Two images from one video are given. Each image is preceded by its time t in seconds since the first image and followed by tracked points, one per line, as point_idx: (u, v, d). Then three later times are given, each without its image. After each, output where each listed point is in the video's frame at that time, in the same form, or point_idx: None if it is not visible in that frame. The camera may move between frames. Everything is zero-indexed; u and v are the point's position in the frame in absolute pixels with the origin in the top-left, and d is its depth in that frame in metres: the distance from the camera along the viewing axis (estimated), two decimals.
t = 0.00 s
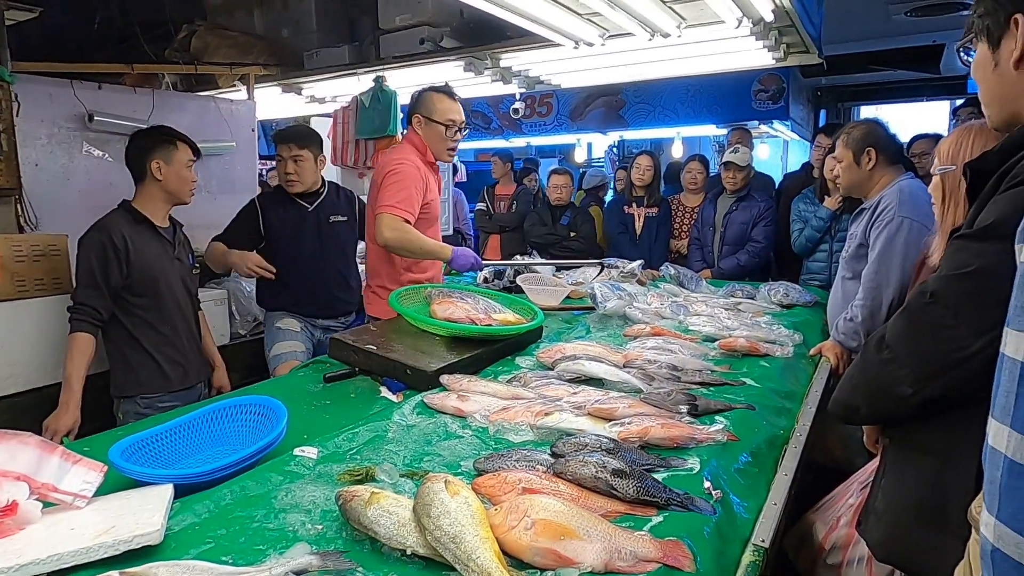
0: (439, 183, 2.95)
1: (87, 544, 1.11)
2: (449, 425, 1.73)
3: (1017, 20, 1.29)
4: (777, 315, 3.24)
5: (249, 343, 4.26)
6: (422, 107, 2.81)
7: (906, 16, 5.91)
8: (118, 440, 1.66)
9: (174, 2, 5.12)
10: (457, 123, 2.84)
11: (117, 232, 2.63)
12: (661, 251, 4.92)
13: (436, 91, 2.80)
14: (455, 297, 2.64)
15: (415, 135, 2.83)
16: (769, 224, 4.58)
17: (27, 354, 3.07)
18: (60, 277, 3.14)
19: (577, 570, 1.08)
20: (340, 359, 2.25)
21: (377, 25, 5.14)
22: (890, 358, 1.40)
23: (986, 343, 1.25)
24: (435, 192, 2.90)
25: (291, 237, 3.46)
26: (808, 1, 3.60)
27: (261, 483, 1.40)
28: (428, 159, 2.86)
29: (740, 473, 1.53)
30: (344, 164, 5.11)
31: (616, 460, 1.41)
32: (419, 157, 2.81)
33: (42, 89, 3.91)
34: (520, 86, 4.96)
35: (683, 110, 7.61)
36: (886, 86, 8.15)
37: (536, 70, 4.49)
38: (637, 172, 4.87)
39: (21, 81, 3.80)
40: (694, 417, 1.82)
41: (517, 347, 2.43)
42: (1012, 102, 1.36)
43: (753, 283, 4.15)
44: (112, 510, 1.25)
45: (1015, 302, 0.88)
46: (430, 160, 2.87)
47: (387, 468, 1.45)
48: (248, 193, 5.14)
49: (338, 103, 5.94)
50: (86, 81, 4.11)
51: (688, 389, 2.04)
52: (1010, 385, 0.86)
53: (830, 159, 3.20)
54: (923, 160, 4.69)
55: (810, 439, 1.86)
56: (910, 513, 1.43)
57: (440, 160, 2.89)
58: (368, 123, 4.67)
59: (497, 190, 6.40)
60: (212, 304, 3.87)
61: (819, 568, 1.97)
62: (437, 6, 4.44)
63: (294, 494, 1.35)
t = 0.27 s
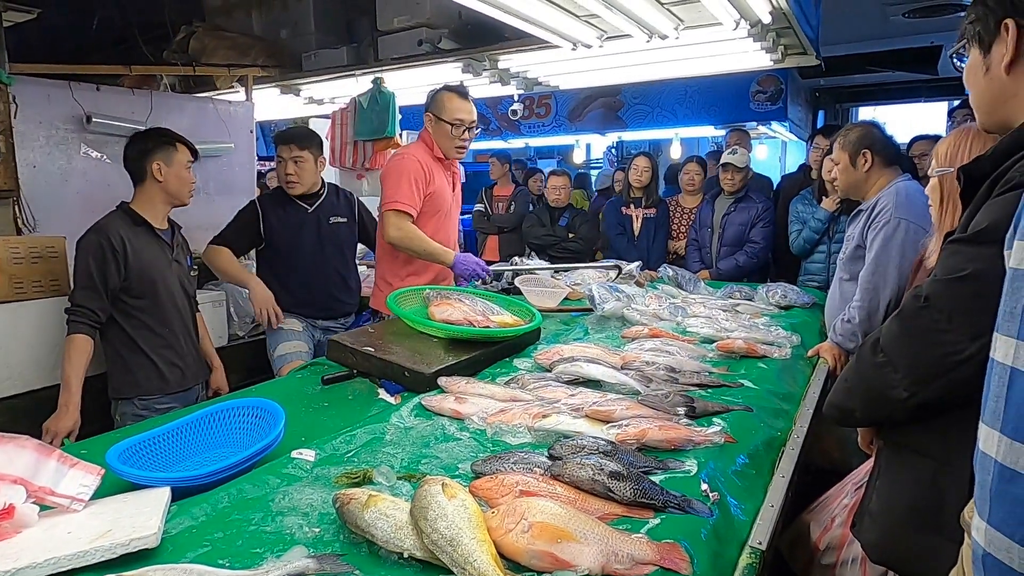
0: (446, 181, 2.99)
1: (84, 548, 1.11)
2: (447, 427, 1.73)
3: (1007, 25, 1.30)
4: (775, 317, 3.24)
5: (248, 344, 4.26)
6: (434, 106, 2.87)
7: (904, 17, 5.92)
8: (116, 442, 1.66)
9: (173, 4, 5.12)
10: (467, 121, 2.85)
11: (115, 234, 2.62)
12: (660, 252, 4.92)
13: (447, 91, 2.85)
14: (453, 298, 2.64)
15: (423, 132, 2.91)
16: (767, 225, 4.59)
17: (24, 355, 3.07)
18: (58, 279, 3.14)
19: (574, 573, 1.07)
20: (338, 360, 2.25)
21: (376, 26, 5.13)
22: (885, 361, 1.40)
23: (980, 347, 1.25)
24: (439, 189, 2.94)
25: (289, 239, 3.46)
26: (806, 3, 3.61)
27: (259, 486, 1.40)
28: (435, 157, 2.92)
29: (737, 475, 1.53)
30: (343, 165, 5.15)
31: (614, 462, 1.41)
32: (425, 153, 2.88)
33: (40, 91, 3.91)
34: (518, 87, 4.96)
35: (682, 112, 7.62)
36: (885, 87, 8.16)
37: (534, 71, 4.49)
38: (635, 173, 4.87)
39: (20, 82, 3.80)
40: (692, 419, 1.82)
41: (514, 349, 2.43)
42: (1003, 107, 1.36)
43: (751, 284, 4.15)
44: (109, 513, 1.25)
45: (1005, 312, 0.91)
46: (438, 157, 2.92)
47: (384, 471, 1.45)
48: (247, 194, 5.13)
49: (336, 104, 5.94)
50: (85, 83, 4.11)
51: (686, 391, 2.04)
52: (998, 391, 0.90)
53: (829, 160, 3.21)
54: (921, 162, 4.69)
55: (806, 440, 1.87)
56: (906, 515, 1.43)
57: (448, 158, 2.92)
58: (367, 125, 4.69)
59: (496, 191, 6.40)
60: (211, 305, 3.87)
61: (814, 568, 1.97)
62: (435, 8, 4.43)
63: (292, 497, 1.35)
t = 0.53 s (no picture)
0: (446, 188, 2.98)
1: (85, 550, 1.11)
2: (447, 429, 1.73)
3: (1008, 27, 1.30)
4: (775, 318, 3.24)
5: (247, 345, 4.26)
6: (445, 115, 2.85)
7: (903, 18, 5.93)
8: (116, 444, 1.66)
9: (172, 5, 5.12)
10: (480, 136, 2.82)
11: (116, 234, 2.62)
12: (659, 253, 4.93)
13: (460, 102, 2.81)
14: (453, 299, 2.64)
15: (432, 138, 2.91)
16: (766, 226, 4.59)
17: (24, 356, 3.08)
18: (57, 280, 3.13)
19: None
20: (338, 361, 2.25)
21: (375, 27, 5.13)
22: (884, 363, 1.40)
23: (979, 349, 1.25)
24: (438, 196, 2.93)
25: (288, 240, 3.46)
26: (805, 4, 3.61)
27: (259, 488, 1.40)
28: (439, 164, 2.92)
29: (737, 476, 1.53)
30: (343, 166, 5.15)
31: (614, 464, 1.41)
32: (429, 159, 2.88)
33: (40, 92, 3.91)
34: (518, 89, 4.96)
35: (681, 112, 7.63)
36: (883, 88, 8.18)
37: (533, 73, 4.50)
38: (634, 174, 4.88)
39: (20, 83, 3.80)
40: (692, 420, 1.82)
41: (514, 350, 2.43)
42: (1002, 109, 1.37)
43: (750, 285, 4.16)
44: (108, 516, 1.25)
45: (1002, 313, 0.91)
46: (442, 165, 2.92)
47: (384, 473, 1.45)
48: (247, 195, 5.13)
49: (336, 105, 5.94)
50: (84, 84, 4.11)
51: (685, 392, 2.04)
52: (994, 393, 0.91)
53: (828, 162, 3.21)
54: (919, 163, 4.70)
55: (806, 441, 1.87)
56: (903, 516, 1.43)
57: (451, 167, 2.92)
58: (367, 125, 4.70)
59: (495, 192, 6.40)
60: (210, 306, 3.87)
61: (811, 568, 1.97)
62: (434, 9, 4.44)
63: (292, 499, 1.35)
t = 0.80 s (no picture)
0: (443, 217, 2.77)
1: (82, 551, 1.11)
2: (445, 430, 1.73)
3: (1012, 25, 1.31)
4: (773, 318, 3.25)
5: (245, 346, 4.26)
6: (447, 143, 2.60)
7: (902, 19, 5.94)
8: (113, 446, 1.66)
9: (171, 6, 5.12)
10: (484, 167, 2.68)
11: (114, 233, 2.62)
12: (657, 254, 4.93)
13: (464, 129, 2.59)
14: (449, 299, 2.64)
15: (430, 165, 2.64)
16: (764, 227, 4.59)
17: (20, 356, 3.08)
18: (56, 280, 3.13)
19: None
20: (336, 362, 2.25)
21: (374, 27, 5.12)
22: (880, 364, 1.41)
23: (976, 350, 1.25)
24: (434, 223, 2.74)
25: (286, 241, 3.45)
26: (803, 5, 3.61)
27: (257, 489, 1.40)
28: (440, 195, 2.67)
29: (735, 477, 1.53)
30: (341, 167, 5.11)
31: (611, 464, 1.42)
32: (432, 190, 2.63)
33: (38, 93, 3.91)
34: (517, 89, 4.96)
35: (680, 113, 7.63)
36: (880, 88, 8.20)
37: (532, 73, 4.50)
38: (632, 175, 4.89)
39: (18, 84, 3.81)
40: (690, 420, 1.82)
41: (512, 351, 2.43)
42: (1001, 110, 1.37)
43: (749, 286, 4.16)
44: (106, 517, 1.25)
45: (992, 313, 0.91)
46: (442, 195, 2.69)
47: (382, 474, 1.45)
48: (245, 196, 5.13)
49: (335, 106, 5.94)
50: (83, 85, 4.11)
51: (684, 393, 2.04)
52: (984, 393, 0.91)
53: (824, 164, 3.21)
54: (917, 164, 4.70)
55: (804, 442, 1.87)
56: (900, 516, 1.44)
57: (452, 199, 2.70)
58: (366, 126, 4.71)
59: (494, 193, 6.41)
60: (209, 308, 3.86)
61: (808, 569, 1.97)
62: (433, 11, 4.46)
63: (290, 500, 1.35)
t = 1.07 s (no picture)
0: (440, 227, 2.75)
1: (82, 551, 1.10)
2: (445, 430, 1.73)
3: (1013, 26, 1.31)
4: (773, 318, 3.25)
5: (245, 347, 4.25)
6: (468, 159, 2.56)
7: (901, 19, 5.94)
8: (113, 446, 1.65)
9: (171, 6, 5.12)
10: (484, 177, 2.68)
11: (111, 234, 2.62)
12: (657, 254, 4.93)
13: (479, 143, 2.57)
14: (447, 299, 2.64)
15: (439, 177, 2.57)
16: (764, 227, 4.59)
17: (19, 356, 3.09)
18: (54, 282, 3.13)
19: None
20: (336, 363, 2.25)
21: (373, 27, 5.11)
22: (881, 364, 1.41)
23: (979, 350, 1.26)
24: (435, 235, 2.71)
25: (286, 242, 3.45)
26: (802, 6, 3.62)
27: (257, 489, 1.40)
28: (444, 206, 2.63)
29: (736, 477, 1.53)
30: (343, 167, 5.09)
31: (612, 464, 1.42)
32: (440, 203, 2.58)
33: (38, 93, 3.91)
34: (516, 89, 4.96)
35: (679, 114, 7.63)
36: (878, 89, 8.22)
37: (531, 73, 4.49)
38: (632, 175, 4.89)
39: (17, 84, 3.80)
40: (690, 421, 1.82)
41: (513, 351, 2.44)
42: (1002, 110, 1.38)
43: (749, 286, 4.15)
44: (107, 517, 1.25)
45: (992, 313, 0.91)
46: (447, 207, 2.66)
47: (383, 474, 1.45)
48: (245, 197, 5.12)
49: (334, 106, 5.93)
50: (82, 85, 4.11)
51: (684, 393, 2.04)
52: (985, 393, 0.91)
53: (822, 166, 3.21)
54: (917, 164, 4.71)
55: (804, 442, 1.87)
56: (902, 517, 1.44)
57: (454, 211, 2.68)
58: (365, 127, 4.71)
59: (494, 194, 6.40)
60: (209, 308, 3.86)
61: (809, 570, 1.97)
62: (432, 12, 4.49)
63: (290, 500, 1.35)
